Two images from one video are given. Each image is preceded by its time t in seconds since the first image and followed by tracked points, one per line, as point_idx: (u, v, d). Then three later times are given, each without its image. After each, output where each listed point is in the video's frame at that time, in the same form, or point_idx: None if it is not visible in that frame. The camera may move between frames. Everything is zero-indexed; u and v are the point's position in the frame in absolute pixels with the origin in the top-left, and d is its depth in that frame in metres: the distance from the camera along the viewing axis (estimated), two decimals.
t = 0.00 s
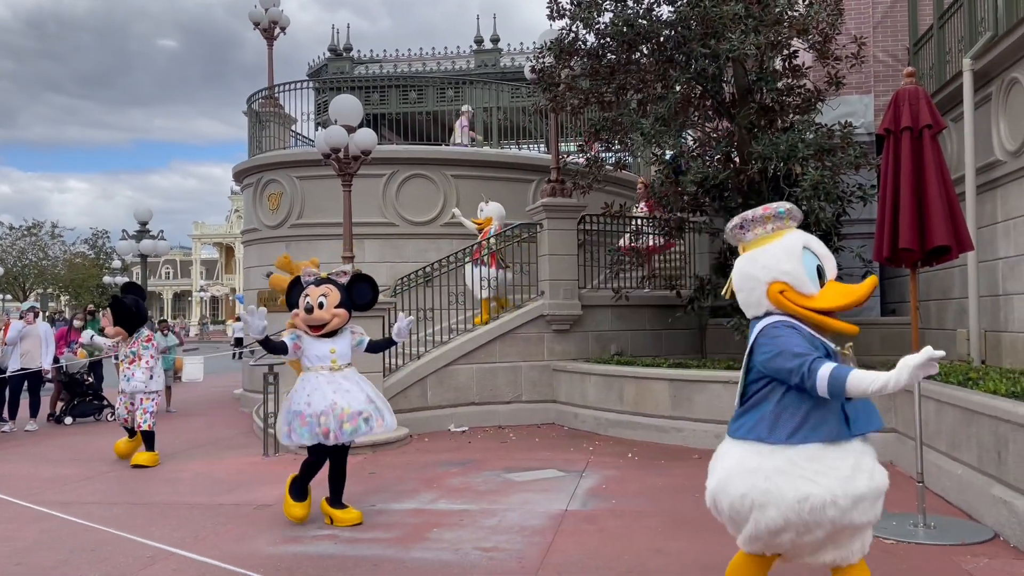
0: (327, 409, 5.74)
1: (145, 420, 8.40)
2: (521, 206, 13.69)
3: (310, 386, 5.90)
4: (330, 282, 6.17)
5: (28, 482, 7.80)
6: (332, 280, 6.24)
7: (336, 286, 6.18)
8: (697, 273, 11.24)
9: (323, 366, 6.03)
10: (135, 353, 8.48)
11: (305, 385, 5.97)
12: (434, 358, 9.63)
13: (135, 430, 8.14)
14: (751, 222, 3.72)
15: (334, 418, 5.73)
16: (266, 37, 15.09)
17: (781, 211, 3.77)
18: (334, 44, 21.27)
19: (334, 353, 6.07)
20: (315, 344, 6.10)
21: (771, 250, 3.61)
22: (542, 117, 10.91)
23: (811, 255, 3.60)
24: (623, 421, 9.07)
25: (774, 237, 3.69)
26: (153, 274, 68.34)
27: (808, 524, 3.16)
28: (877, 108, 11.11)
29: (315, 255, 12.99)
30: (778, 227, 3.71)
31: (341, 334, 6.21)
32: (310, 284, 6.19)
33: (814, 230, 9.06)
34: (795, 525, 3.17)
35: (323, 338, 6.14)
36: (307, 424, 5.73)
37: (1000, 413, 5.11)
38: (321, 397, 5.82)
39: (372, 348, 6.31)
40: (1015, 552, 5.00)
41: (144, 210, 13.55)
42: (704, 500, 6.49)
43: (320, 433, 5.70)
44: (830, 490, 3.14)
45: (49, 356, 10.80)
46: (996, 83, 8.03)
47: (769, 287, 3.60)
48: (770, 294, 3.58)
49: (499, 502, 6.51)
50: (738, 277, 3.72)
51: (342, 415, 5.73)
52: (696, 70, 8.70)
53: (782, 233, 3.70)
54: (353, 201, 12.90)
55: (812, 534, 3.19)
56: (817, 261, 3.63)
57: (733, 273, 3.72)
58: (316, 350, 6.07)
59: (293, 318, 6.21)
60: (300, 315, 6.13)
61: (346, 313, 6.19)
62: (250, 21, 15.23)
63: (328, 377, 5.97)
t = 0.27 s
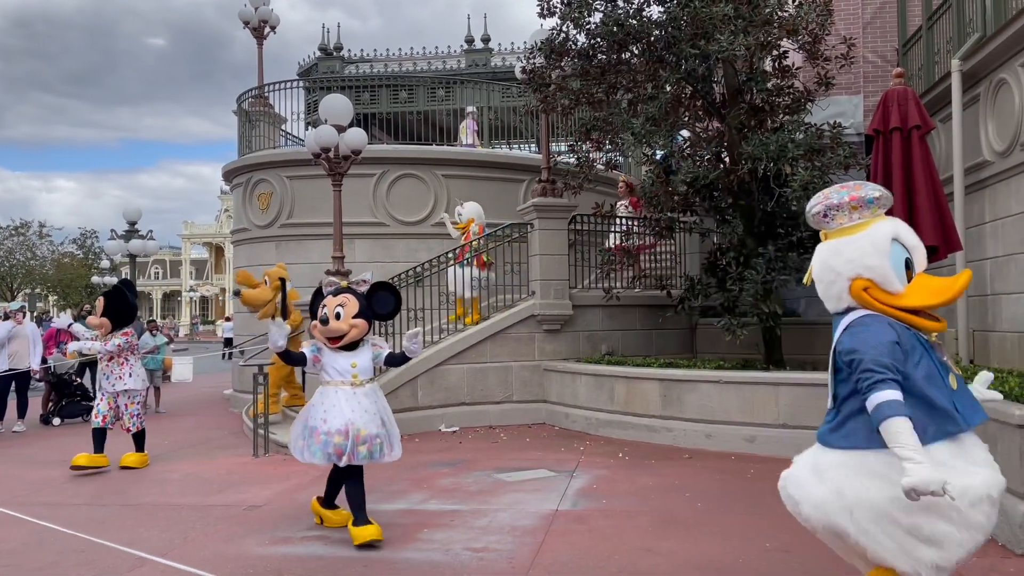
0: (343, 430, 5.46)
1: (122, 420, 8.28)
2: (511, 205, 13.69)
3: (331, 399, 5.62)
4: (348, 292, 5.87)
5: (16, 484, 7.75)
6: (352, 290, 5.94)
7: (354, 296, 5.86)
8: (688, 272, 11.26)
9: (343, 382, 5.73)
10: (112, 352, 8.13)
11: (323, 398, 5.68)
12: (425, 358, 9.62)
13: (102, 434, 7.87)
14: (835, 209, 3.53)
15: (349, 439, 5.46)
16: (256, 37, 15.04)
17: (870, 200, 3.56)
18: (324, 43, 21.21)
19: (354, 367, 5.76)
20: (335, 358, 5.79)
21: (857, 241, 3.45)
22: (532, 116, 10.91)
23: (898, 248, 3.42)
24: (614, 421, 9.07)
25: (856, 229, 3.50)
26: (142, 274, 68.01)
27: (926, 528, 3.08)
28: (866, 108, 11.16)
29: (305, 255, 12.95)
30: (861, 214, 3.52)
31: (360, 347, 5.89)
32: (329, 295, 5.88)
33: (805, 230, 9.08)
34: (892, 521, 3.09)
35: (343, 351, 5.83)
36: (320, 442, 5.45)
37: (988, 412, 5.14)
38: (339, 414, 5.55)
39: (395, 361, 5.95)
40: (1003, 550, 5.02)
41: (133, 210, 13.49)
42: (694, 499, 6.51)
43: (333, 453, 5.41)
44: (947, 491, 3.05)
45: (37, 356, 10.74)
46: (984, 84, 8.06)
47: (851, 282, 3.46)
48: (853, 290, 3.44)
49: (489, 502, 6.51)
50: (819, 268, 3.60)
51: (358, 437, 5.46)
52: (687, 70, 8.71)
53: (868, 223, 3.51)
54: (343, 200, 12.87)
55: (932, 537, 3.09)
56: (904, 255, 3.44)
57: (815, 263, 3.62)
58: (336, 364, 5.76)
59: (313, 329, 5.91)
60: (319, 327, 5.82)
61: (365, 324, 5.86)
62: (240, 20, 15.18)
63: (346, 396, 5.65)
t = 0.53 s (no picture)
0: (363, 416, 5.15)
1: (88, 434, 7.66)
2: (502, 206, 13.69)
3: (350, 386, 5.31)
4: (374, 277, 5.57)
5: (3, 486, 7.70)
6: (374, 274, 5.64)
7: (378, 281, 5.56)
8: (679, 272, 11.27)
9: (365, 369, 5.39)
10: (87, 359, 7.58)
11: (342, 387, 5.37)
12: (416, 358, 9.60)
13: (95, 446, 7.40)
14: (935, 211, 3.16)
15: (369, 426, 5.14)
16: (247, 36, 15.00)
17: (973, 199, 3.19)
18: (315, 43, 21.17)
19: (377, 354, 5.42)
20: (359, 343, 5.46)
21: (959, 245, 3.09)
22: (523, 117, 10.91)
23: (1006, 253, 3.07)
24: (605, 421, 9.08)
25: (957, 232, 3.14)
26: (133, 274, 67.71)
27: None
28: (855, 109, 11.20)
29: (295, 256, 12.92)
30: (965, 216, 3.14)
31: (384, 334, 5.56)
32: (350, 279, 5.57)
33: (795, 230, 9.11)
34: (1017, 549, 2.73)
35: (366, 337, 5.51)
36: (340, 430, 5.14)
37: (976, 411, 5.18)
38: (359, 401, 5.23)
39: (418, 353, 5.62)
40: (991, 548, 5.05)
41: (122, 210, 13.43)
42: (684, 499, 6.51)
43: (353, 441, 5.10)
44: None
45: (26, 357, 10.67)
46: (973, 85, 8.10)
47: (954, 290, 3.11)
48: (956, 298, 3.09)
49: (480, 503, 6.50)
50: (914, 274, 3.25)
51: (379, 422, 5.14)
52: (677, 71, 8.73)
53: (973, 225, 3.14)
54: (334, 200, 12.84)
55: None
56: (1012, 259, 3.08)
57: (910, 267, 3.25)
58: (359, 350, 5.42)
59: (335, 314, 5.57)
60: (340, 312, 5.49)
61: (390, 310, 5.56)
62: (230, 20, 15.12)
63: (369, 381, 5.36)
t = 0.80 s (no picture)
0: (395, 441, 4.88)
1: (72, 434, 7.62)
2: (494, 206, 13.70)
3: (383, 406, 5.00)
4: (407, 287, 5.19)
5: None
6: (407, 284, 5.26)
7: (413, 292, 5.19)
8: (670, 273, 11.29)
9: (400, 386, 5.10)
10: (78, 358, 7.55)
11: (373, 404, 5.08)
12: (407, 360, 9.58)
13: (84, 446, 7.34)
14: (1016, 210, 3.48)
15: (401, 452, 4.87)
16: (238, 37, 14.96)
17: None
18: (306, 44, 21.14)
19: (412, 370, 5.12)
20: (392, 358, 5.15)
21: None
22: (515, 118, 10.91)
23: None
24: (597, 422, 9.09)
25: None
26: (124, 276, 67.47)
27: None
28: (846, 110, 11.25)
29: (287, 257, 12.89)
30: None
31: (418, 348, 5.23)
32: (382, 289, 5.18)
33: (785, 231, 9.14)
34: None
35: (400, 352, 5.19)
36: (369, 453, 4.88)
37: (964, 411, 5.23)
38: (392, 423, 4.95)
39: (453, 369, 5.31)
40: (980, 547, 5.07)
41: (113, 212, 13.38)
42: (676, 499, 6.53)
43: (382, 467, 4.84)
44: None
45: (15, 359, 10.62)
46: (962, 86, 8.14)
47: None
48: None
49: (471, 504, 6.50)
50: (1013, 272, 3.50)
51: (412, 449, 4.86)
52: (668, 72, 8.75)
53: None
54: (326, 202, 12.82)
55: None
56: None
57: (1013, 244, 3.61)
58: (394, 366, 5.11)
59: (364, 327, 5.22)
60: (372, 326, 5.14)
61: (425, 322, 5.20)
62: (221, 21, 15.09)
63: (401, 401, 5.04)
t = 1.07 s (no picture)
0: (439, 426, 4.47)
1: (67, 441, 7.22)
2: (487, 208, 13.70)
3: (423, 395, 4.64)
4: (440, 274, 4.94)
5: None
6: (442, 271, 5.00)
7: (446, 279, 4.92)
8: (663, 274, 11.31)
9: (437, 375, 4.76)
10: (78, 364, 7.13)
11: (413, 395, 4.71)
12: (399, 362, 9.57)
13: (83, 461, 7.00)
14: None
15: (447, 437, 4.45)
16: (230, 39, 14.94)
17: None
18: (299, 46, 21.12)
19: (449, 359, 4.80)
20: (428, 348, 4.84)
21: None
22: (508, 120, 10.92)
23: None
24: (590, 423, 9.09)
25: None
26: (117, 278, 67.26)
27: None
28: (837, 113, 11.29)
29: (280, 259, 12.87)
30: None
31: (454, 336, 4.93)
32: (415, 277, 4.94)
33: (777, 233, 9.17)
34: None
35: (436, 341, 4.88)
36: (414, 444, 4.46)
37: (954, 412, 5.25)
38: (433, 409, 4.55)
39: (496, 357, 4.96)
40: (970, 548, 5.09)
41: (104, 214, 13.34)
42: (668, 501, 6.54)
43: (430, 456, 4.42)
44: None
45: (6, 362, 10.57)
46: (952, 89, 8.17)
47: None
48: None
49: (464, 506, 6.49)
50: None
51: (458, 433, 4.44)
52: (660, 74, 8.76)
53: None
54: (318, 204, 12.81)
55: None
56: None
57: None
58: (429, 356, 4.80)
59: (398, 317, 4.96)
60: (406, 315, 4.88)
61: (461, 309, 4.91)
62: (213, 23, 15.06)
63: (442, 389, 4.68)
